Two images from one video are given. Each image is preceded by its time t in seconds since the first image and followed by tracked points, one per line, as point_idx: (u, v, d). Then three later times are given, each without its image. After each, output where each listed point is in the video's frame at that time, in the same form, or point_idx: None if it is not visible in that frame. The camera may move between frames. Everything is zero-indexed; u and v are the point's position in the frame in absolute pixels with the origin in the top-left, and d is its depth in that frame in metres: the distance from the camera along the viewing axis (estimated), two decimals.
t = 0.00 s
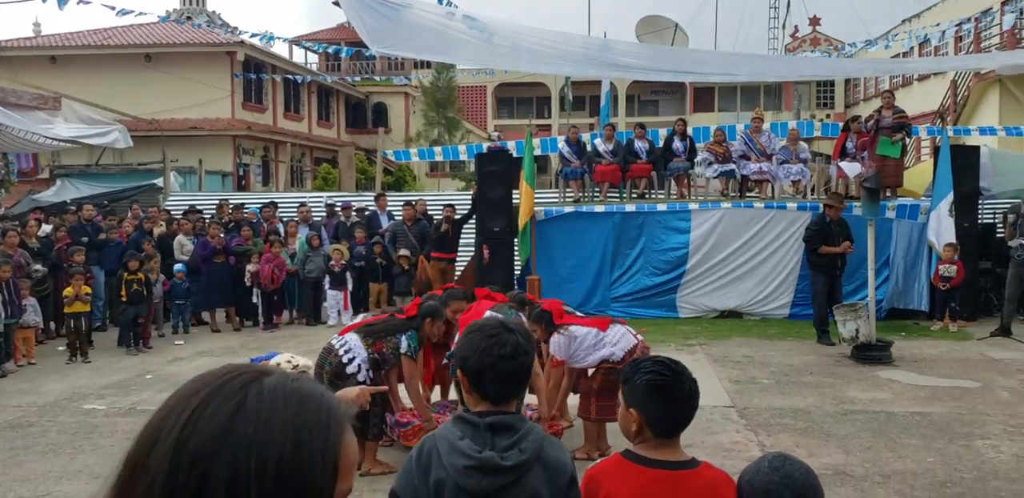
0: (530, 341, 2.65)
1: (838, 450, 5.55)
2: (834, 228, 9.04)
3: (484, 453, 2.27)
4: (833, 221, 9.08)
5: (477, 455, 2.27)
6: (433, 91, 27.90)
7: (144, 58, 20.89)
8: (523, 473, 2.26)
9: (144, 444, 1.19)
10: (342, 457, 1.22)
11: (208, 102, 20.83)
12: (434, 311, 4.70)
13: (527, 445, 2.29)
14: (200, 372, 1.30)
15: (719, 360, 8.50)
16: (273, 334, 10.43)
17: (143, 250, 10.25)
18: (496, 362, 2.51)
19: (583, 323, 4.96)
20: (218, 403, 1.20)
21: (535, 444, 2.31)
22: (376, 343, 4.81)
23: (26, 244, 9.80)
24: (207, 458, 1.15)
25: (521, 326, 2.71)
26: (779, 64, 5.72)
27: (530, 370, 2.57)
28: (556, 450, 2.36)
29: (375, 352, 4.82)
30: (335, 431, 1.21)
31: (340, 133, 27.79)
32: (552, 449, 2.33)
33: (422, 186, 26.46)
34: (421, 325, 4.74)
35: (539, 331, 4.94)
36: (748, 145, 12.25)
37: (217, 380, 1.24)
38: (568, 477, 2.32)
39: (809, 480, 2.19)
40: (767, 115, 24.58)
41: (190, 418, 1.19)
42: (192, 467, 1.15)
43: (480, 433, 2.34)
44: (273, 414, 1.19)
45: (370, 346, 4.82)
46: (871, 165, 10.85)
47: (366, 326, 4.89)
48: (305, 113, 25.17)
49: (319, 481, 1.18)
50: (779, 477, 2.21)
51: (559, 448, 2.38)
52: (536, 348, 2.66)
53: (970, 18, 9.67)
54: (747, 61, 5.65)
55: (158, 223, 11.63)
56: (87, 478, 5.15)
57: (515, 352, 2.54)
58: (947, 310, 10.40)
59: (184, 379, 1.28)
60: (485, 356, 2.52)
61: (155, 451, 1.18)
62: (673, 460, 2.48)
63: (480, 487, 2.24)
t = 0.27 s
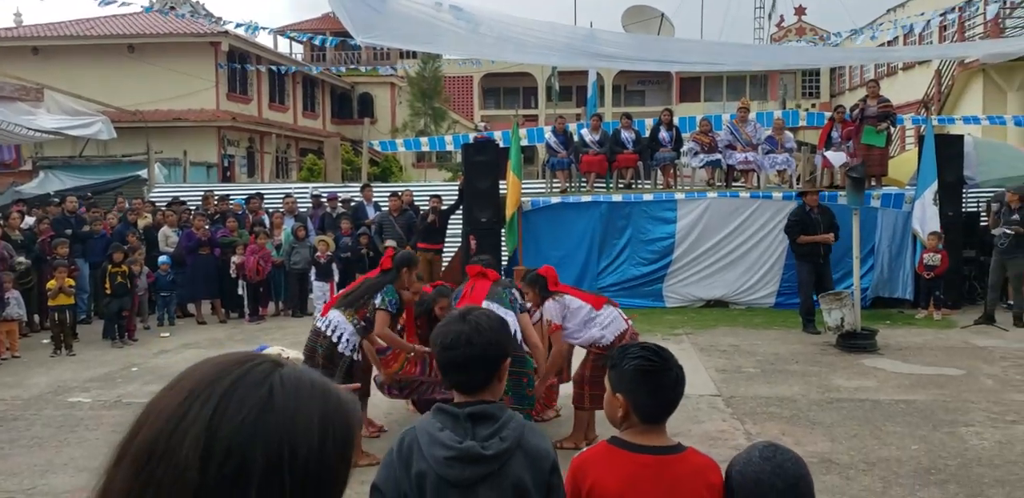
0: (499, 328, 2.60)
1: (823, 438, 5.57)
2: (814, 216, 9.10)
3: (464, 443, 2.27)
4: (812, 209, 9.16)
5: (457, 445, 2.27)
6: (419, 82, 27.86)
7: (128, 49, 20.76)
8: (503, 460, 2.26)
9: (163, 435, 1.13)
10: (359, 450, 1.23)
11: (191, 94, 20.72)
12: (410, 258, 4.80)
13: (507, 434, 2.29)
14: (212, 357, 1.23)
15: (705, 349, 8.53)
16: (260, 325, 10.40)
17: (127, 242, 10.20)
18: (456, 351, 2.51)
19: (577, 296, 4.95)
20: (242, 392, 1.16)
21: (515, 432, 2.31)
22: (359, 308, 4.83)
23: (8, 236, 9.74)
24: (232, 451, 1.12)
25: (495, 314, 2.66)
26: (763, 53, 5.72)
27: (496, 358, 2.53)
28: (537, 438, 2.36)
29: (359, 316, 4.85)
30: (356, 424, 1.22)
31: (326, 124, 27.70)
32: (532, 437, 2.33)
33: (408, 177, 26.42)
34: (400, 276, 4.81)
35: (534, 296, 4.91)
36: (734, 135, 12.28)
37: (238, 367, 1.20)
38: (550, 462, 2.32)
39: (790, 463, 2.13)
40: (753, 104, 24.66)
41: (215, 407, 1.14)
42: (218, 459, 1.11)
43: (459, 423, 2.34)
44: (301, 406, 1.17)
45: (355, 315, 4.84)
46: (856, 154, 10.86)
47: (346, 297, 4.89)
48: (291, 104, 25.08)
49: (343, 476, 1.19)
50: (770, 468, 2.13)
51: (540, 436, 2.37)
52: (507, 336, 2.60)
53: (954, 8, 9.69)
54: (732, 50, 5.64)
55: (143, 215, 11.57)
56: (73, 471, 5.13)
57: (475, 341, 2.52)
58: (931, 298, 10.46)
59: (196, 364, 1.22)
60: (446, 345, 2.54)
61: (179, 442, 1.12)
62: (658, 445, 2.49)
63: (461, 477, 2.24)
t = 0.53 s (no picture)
0: (479, 329, 2.54)
1: (819, 430, 5.58)
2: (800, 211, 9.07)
3: (446, 435, 2.27)
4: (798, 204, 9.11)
5: (438, 436, 2.27)
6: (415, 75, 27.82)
7: (121, 43, 20.71)
8: (484, 451, 2.26)
9: (156, 433, 1.13)
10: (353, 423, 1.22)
11: (185, 88, 20.66)
12: (379, 229, 4.74)
13: (489, 425, 2.29)
14: (195, 350, 1.22)
15: (701, 342, 8.53)
16: (256, 320, 10.39)
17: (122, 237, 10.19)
18: (432, 349, 2.52)
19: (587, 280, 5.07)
20: (230, 381, 1.15)
21: (497, 423, 2.30)
22: (350, 294, 4.81)
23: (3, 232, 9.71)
24: (227, 438, 1.11)
25: (481, 311, 2.61)
26: (760, 46, 5.71)
27: (471, 361, 2.49)
28: (520, 427, 2.35)
29: (353, 304, 4.85)
30: (346, 398, 1.21)
31: (321, 118, 27.66)
32: (514, 428, 2.32)
33: (404, 170, 26.39)
34: (373, 250, 4.76)
35: (549, 261, 4.97)
36: (729, 128, 12.28)
37: (222, 358, 1.18)
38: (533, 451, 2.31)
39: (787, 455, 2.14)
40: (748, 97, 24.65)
41: (205, 401, 1.13)
42: (215, 450, 1.11)
43: (442, 415, 2.34)
44: (289, 390, 1.16)
45: (348, 305, 4.84)
46: (851, 147, 10.92)
47: (333, 290, 4.86)
48: (286, 98, 25.03)
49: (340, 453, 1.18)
50: (772, 461, 2.12)
51: (525, 427, 2.36)
52: (487, 339, 2.55)
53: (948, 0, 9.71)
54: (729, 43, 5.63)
55: (137, 210, 11.55)
56: (69, 467, 5.12)
57: (450, 342, 2.50)
58: (927, 290, 10.48)
59: (181, 360, 1.20)
60: (425, 341, 2.54)
61: (173, 440, 1.12)
62: (652, 436, 2.49)
63: (443, 468, 2.23)
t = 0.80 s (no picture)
0: (457, 331, 2.53)
1: (817, 429, 5.58)
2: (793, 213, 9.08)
3: (430, 431, 2.26)
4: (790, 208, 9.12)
5: (424, 432, 2.26)
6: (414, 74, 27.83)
7: (120, 40, 20.70)
8: (470, 447, 2.26)
9: (157, 431, 1.13)
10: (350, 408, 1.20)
11: (184, 86, 20.64)
12: (357, 220, 4.76)
13: (474, 420, 2.28)
14: (190, 346, 1.21)
15: (700, 341, 8.53)
16: (255, 318, 10.39)
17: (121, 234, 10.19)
18: (411, 351, 2.52)
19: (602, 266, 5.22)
20: (225, 375, 1.14)
21: (483, 418, 2.30)
22: (350, 293, 4.84)
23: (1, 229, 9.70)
24: (224, 431, 1.10)
25: (463, 311, 2.59)
26: (760, 44, 5.70)
27: (450, 363, 2.48)
28: (507, 423, 2.34)
29: (354, 302, 4.87)
30: (345, 384, 1.19)
31: (320, 116, 27.64)
32: (499, 426, 2.31)
33: (403, 169, 26.39)
34: (356, 242, 4.79)
35: (572, 232, 5.14)
36: (729, 127, 12.28)
37: (218, 350, 1.18)
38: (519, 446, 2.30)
39: (792, 453, 2.13)
40: (747, 95, 24.65)
41: (202, 395, 1.13)
42: (214, 444, 1.10)
43: (428, 412, 2.33)
44: (285, 376, 1.14)
45: (350, 304, 4.87)
46: (851, 146, 10.91)
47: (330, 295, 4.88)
48: (285, 96, 25.02)
49: (340, 437, 1.17)
50: (774, 461, 2.11)
51: (511, 424, 2.35)
52: (466, 340, 2.52)
53: None
54: (729, 42, 5.63)
55: (136, 208, 11.54)
56: (68, 464, 5.12)
57: (428, 343, 2.50)
58: (925, 290, 10.49)
59: (178, 357, 1.20)
60: (407, 343, 2.55)
61: (172, 437, 1.12)
62: (648, 438, 2.49)
63: (430, 464, 2.23)
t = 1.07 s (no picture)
0: (439, 331, 2.53)
1: (816, 430, 5.58)
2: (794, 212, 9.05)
3: (414, 432, 2.28)
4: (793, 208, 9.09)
5: (406, 433, 2.29)
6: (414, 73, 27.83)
7: (119, 39, 20.69)
8: (451, 446, 2.26)
9: (154, 434, 1.13)
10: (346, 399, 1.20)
11: (183, 85, 20.61)
12: (342, 212, 4.84)
13: (456, 420, 2.28)
14: (183, 347, 1.20)
15: (699, 341, 8.53)
16: (253, 317, 10.38)
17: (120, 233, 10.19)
18: (395, 350, 2.55)
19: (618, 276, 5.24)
20: (218, 373, 1.13)
21: (465, 418, 2.29)
22: (347, 286, 4.89)
23: None
24: (221, 431, 1.10)
25: (449, 312, 2.59)
26: (760, 45, 5.70)
27: (429, 361, 2.49)
28: (489, 421, 2.33)
29: (353, 293, 4.92)
30: (340, 376, 1.19)
31: (319, 115, 27.64)
32: (481, 425, 2.31)
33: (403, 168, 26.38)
34: (344, 233, 4.87)
35: (598, 230, 5.22)
36: (728, 127, 12.29)
37: (211, 347, 1.17)
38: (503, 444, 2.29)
39: (791, 455, 2.13)
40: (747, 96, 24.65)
41: (197, 395, 1.12)
42: (211, 443, 1.10)
43: (411, 413, 2.35)
44: (280, 371, 1.14)
45: (349, 295, 4.92)
46: (850, 146, 10.91)
47: (330, 291, 4.90)
48: (285, 96, 25.01)
49: (337, 429, 1.17)
50: (774, 462, 2.11)
51: (494, 422, 2.34)
52: (447, 340, 2.52)
53: None
54: (729, 42, 5.62)
55: (135, 207, 11.53)
56: (66, 464, 5.11)
57: (409, 342, 2.52)
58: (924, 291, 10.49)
59: (171, 358, 1.19)
60: (395, 340, 2.56)
61: (169, 440, 1.11)
62: (643, 439, 2.48)
63: (412, 464, 2.25)
